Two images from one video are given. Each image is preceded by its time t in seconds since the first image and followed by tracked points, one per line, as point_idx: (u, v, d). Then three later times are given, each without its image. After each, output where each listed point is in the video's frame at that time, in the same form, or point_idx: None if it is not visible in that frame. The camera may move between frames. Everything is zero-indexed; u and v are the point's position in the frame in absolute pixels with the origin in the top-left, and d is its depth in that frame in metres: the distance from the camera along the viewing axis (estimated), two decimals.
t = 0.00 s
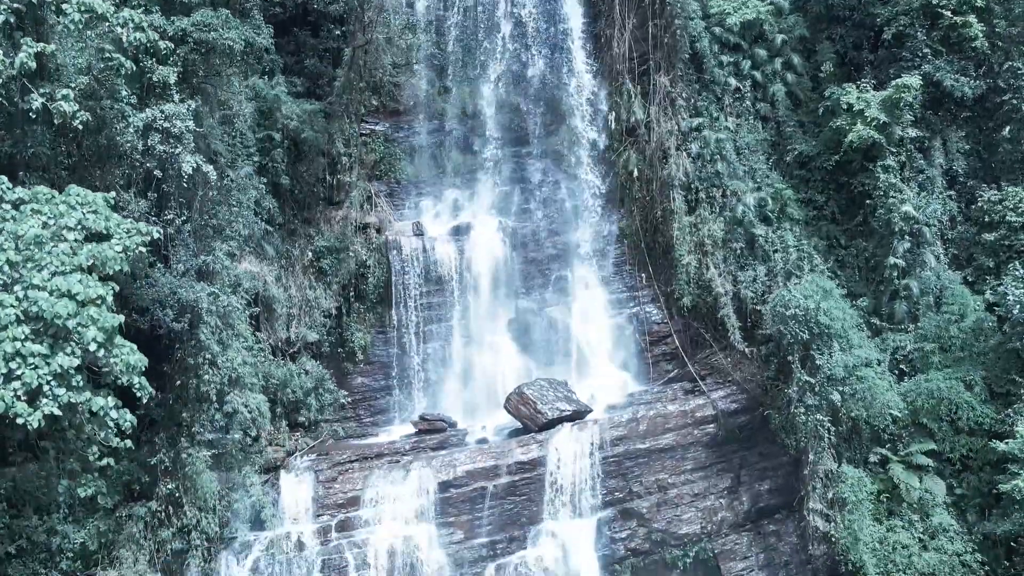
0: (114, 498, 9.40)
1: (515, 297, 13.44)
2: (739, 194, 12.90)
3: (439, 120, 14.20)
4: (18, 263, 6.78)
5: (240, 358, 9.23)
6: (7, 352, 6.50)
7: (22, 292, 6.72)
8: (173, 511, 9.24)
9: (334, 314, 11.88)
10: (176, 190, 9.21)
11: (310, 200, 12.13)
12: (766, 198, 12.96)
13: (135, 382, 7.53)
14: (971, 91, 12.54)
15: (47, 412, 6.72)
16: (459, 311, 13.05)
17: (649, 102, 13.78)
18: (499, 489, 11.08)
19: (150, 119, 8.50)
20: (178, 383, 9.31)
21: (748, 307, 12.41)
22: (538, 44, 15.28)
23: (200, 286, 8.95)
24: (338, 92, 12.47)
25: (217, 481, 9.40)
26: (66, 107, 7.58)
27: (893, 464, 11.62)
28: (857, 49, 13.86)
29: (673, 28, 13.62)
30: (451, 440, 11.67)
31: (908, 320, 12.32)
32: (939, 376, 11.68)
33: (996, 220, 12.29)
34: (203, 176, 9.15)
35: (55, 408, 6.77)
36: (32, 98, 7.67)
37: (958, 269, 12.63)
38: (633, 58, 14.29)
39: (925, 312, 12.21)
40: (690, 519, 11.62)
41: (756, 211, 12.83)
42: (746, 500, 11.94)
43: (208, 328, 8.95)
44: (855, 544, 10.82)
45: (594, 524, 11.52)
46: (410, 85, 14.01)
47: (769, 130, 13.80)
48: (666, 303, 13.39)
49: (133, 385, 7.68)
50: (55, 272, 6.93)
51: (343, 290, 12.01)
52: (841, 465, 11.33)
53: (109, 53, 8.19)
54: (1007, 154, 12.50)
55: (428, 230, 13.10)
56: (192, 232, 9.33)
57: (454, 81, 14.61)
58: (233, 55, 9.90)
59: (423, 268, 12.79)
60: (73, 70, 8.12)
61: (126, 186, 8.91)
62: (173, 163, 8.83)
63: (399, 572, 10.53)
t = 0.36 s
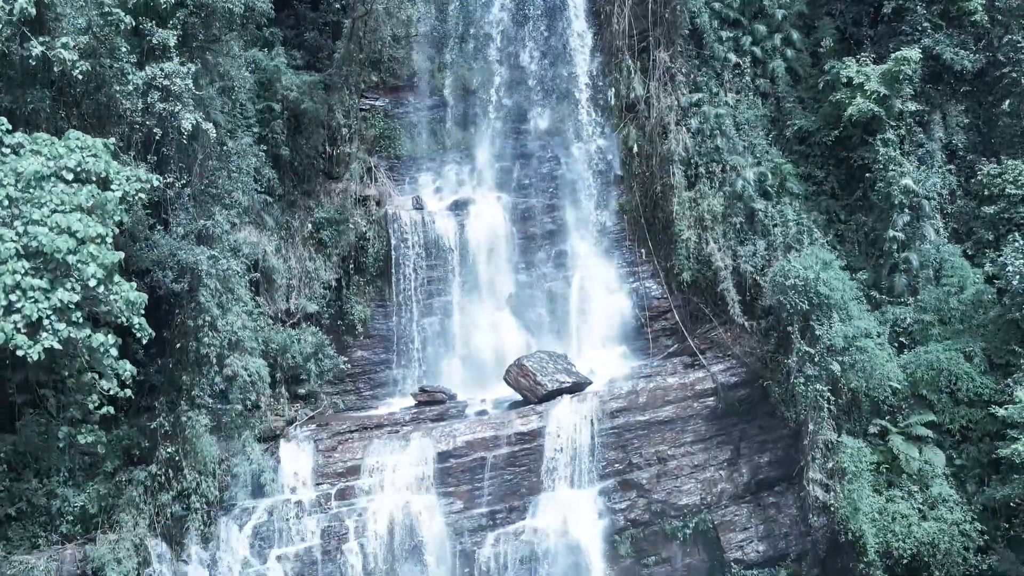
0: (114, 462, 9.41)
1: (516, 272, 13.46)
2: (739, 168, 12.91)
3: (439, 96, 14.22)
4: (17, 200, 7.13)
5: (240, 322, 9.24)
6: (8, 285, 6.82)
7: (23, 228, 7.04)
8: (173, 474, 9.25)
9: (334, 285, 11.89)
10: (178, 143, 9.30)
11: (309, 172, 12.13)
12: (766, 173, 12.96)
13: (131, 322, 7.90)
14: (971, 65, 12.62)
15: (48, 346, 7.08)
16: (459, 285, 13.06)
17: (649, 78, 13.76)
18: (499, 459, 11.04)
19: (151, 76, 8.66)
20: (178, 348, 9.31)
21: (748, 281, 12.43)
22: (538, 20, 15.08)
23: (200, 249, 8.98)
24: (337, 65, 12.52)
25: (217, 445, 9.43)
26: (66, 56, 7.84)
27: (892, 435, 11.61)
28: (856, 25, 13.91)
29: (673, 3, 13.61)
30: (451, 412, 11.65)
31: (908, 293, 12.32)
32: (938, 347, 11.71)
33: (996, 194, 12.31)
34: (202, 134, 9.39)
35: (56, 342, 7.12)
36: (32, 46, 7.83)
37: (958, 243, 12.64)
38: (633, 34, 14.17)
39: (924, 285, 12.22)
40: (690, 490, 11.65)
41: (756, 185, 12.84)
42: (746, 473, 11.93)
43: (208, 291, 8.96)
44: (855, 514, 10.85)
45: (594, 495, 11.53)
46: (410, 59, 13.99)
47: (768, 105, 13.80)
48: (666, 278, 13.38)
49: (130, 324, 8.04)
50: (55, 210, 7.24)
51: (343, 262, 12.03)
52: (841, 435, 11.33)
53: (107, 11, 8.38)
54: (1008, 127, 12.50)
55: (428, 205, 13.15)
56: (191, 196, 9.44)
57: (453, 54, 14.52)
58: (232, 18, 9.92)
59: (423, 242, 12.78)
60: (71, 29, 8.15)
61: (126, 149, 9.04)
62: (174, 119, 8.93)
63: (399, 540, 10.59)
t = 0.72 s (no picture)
0: (114, 428, 9.41)
1: (516, 248, 13.44)
2: (739, 145, 12.92)
3: (440, 74, 14.30)
4: (18, 137, 7.24)
5: (240, 287, 9.24)
6: (8, 220, 6.94)
7: (24, 165, 7.17)
8: (173, 440, 9.22)
9: (334, 258, 11.91)
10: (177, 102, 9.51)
11: (308, 146, 12.18)
12: (765, 149, 12.95)
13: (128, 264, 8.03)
14: (971, 39, 12.70)
15: (47, 280, 7.17)
16: (460, 261, 13.04)
17: (649, 55, 13.73)
18: (499, 431, 11.05)
19: (153, 36, 8.87)
20: (178, 313, 9.32)
21: (748, 256, 12.42)
22: None
23: (200, 214, 9.01)
24: (337, 40, 12.66)
25: (217, 411, 9.41)
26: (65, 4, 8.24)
27: (892, 408, 11.60)
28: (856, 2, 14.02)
29: None
30: (451, 385, 11.65)
31: (907, 267, 12.35)
32: (939, 320, 11.72)
33: (996, 168, 12.35)
34: (201, 92, 9.54)
35: (55, 277, 7.23)
36: None
37: (958, 217, 12.67)
38: (633, 15, 14.16)
39: (924, 260, 12.26)
40: (690, 463, 11.63)
41: (756, 162, 12.83)
42: (746, 446, 11.91)
43: (209, 254, 9.00)
44: (855, 485, 10.95)
45: (594, 468, 11.49)
46: (410, 37, 14.05)
47: (769, 83, 13.83)
48: (666, 255, 13.38)
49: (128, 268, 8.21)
50: (55, 150, 7.34)
51: (343, 236, 12.05)
52: (840, 407, 11.42)
53: None
54: (1008, 102, 12.49)
55: (428, 181, 13.18)
56: (191, 162, 9.61)
57: (454, 34, 14.62)
58: None
59: (423, 217, 12.78)
60: None
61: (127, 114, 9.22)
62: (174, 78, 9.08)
63: (400, 510, 10.58)
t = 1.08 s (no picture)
0: (115, 393, 9.41)
1: (516, 223, 13.50)
2: (740, 119, 12.84)
3: (442, 49, 14.32)
4: (19, 73, 7.21)
5: (241, 251, 9.25)
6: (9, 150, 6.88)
7: (25, 99, 7.14)
8: (174, 403, 9.26)
9: (335, 230, 11.89)
10: (178, 65, 9.71)
11: (308, 119, 12.21)
12: (766, 124, 12.88)
13: (126, 203, 8.07)
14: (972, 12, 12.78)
15: (49, 213, 7.14)
16: (460, 234, 13.07)
17: (650, 30, 13.73)
18: (500, 401, 11.04)
19: None
20: (179, 276, 9.34)
21: (749, 231, 12.39)
22: None
23: (201, 176, 9.02)
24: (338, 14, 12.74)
25: (218, 376, 9.41)
26: None
27: (893, 379, 11.59)
28: None
29: None
30: (451, 356, 11.63)
31: (908, 240, 12.38)
32: (939, 291, 11.72)
33: (997, 141, 12.37)
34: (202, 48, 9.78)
35: (57, 210, 7.21)
36: None
37: (959, 191, 12.68)
38: None
39: (925, 232, 12.27)
40: (691, 434, 11.61)
41: (757, 136, 12.77)
42: (748, 418, 11.88)
43: (209, 216, 9.00)
44: (857, 455, 10.92)
45: (594, 439, 11.49)
46: (411, 12, 14.06)
47: (770, 58, 13.85)
48: (668, 230, 13.37)
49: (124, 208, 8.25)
50: (55, 85, 7.31)
51: (343, 207, 12.05)
52: (841, 377, 11.40)
53: None
54: (1009, 75, 12.63)
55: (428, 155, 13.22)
56: (191, 125, 9.74)
57: (454, 9, 14.53)
58: None
59: (423, 191, 12.72)
60: None
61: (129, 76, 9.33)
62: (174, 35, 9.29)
63: (400, 477, 10.57)
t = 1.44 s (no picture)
0: (115, 360, 9.40)
1: (517, 200, 13.51)
2: (740, 97, 12.80)
3: (443, 28, 14.38)
4: (18, 15, 7.21)
5: (241, 218, 9.27)
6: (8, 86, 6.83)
7: (25, 39, 7.13)
8: (174, 369, 9.25)
9: (335, 203, 11.88)
10: (178, 32, 9.73)
11: (308, 93, 12.23)
12: (766, 100, 12.83)
13: (127, 145, 8.06)
14: None
15: (48, 151, 7.10)
16: (460, 211, 13.11)
17: (650, 8, 13.67)
18: (500, 374, 11.02)
19: None
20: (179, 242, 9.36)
21: (749, 207, 12.39)
22: None
23: (201, 142, 9.01)
24: None
25: (219, 343, 9.45)
26: None
27: (893, 352, 11.59)
28: None
29: None
30: (452, 329, 11.60)
31: (907, 215, 12.42)
32: (939, 265, 11.73)
33: (998, 116, 12.36)
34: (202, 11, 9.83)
35: (57, 148, 7.18)
36: None
37: (960, 167, 12.68)
38: None
39: (925, 207, 12.28)
40: (691, 407, 11.61)
41: (757, 113, 12.75)
42: (748, 392, 11.88)
43: (209, 181, 9.00)
44: (857, 428, 10.90)
45: (594, 412, 11.48)
46: None
47: (770, 36, 13.86)
48: (668, 207, 13.36)
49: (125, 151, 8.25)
50: (55, 27, 7.30)
51: (344, 181, 12.04)
52: (841, 349, 11.40)
53: None
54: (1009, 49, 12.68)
55: (429, 132, 13.29)
56: (191, 92, 9.72)
57: None
58: None
59: (422, 168, 12.80)
60: None
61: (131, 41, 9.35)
62: None
63: (400, 448, 10.58)
